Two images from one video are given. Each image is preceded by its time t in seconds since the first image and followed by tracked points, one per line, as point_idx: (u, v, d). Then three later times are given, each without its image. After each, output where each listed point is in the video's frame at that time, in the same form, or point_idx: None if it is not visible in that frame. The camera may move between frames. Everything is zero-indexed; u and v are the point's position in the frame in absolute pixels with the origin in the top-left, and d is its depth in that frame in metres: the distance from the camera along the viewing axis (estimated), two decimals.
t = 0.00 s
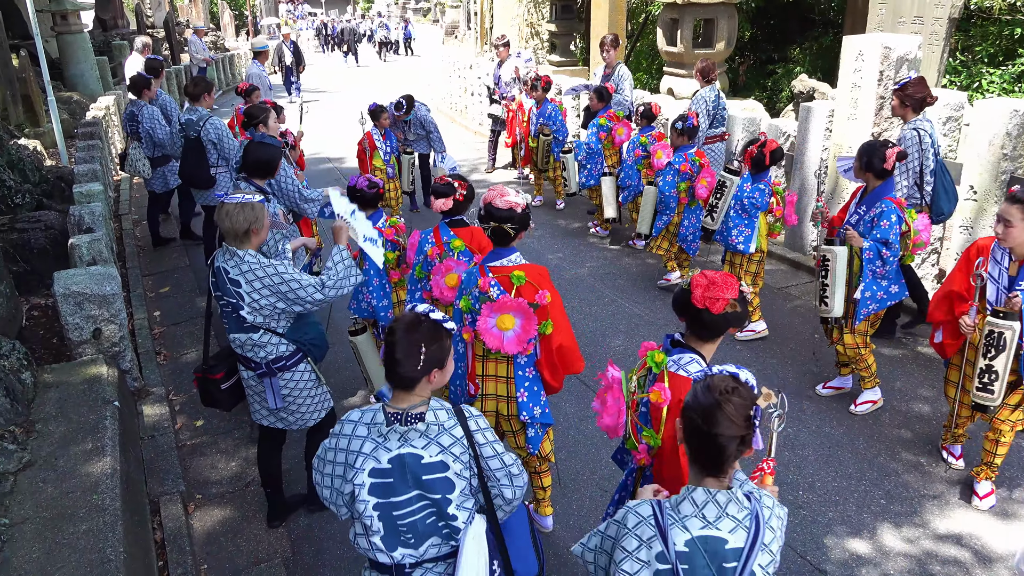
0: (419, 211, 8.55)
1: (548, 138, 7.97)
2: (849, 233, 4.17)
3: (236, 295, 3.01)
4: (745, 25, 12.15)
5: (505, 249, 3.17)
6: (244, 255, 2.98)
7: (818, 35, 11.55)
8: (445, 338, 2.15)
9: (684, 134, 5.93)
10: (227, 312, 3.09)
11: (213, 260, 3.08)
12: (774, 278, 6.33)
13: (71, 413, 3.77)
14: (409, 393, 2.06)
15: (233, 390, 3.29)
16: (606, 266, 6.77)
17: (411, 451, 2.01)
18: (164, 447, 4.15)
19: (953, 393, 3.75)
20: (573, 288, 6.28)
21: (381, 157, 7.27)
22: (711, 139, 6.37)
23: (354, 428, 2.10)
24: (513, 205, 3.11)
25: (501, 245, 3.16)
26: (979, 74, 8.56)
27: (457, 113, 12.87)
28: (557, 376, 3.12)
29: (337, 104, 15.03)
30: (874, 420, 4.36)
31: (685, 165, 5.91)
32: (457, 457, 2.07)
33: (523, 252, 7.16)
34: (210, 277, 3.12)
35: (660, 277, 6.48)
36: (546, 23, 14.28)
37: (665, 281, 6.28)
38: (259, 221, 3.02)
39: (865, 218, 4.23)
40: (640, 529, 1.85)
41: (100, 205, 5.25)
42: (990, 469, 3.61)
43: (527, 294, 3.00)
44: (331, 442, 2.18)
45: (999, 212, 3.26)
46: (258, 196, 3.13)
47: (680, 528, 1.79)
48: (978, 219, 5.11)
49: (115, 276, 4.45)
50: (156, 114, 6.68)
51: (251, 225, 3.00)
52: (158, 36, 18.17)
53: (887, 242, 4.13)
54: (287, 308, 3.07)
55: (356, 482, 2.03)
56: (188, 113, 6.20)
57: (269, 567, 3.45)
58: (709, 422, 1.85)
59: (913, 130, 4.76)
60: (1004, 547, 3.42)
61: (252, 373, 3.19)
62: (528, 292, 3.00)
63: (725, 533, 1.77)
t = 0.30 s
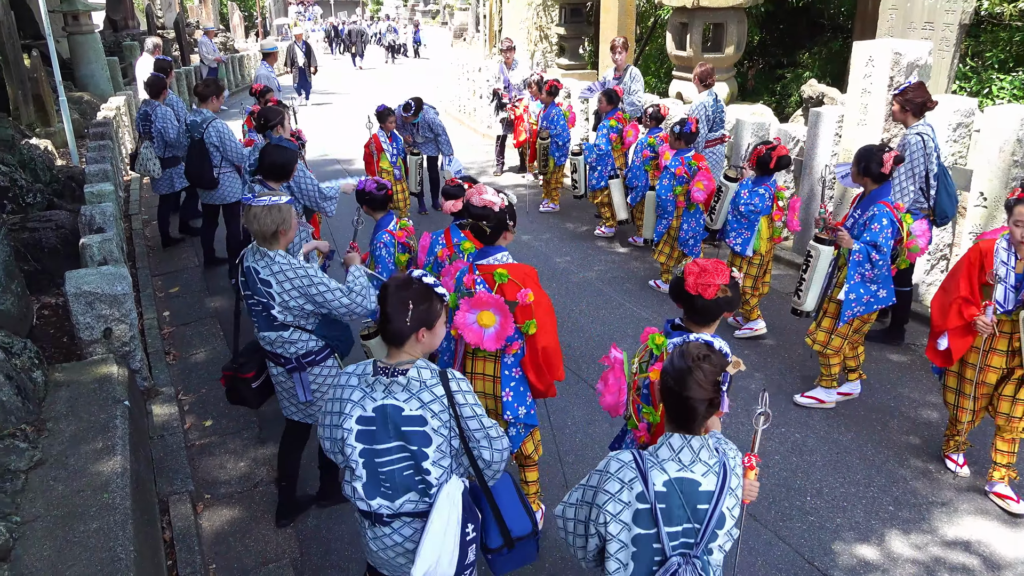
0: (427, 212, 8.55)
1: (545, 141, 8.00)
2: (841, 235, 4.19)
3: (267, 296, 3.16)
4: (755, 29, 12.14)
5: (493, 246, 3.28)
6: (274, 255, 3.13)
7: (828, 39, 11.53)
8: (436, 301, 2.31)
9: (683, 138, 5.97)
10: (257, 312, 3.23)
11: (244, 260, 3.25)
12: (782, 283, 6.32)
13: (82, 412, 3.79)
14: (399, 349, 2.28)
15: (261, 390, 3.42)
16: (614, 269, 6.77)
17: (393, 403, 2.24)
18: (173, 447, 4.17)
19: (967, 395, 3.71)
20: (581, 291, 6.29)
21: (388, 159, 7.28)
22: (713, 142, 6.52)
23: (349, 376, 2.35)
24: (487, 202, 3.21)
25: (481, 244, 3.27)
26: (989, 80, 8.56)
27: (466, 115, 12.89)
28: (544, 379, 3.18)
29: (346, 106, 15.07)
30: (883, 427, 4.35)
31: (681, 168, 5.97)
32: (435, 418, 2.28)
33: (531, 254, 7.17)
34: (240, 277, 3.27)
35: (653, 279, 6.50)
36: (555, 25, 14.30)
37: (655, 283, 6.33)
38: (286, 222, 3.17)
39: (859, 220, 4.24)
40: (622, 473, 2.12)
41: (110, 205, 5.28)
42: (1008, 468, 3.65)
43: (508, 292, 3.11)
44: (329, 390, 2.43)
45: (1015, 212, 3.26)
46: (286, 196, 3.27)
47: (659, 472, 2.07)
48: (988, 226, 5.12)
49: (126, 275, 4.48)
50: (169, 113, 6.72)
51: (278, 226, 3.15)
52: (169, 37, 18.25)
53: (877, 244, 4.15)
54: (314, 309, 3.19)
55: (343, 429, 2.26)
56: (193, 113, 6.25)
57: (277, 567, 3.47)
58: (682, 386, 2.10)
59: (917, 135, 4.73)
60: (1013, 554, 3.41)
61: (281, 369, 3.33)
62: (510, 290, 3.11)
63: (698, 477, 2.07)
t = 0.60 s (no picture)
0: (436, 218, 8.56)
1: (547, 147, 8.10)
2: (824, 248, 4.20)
3: (287, 300, 3.28)
4: (763, 37, 12.16)
5: (501, 253, 3.31)
6: (297, 261, 3.24)
7: (836, 48, 11.56)
8: (419, 283, 2.58)
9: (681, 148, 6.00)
10: (280, 314, 3.39)
11: (268, 263, 3.36)
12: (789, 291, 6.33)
13: (92, 414, 3.81)
14: (379, 322, 2.53)
15: (298, 387, 3.82)
16: (621, 275, 6.79)
17: (361, 372, 2.49)
18: (182, 450, 4.18)
19: (983, 402, 3.68)
20: (589, 297, 6.30)
21: (397, 164, 7.30)
22: (715, 149, 6.66)
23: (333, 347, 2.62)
24: (494, 207, 3.26)
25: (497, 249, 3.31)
26: (998, 89, 8.59)
27: (473, 121, 12.93)
28: (541, 392, 3.14)
29: (355, 111, 15.14)
30: (891, 435, 4.34)
31: (680, 176, 6.11)
32: (393, 394, 2.46)
33: (538, 260, 7.19)
34: (263, 278, 3.39)
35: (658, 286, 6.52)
36: (564, 32, 14.35)
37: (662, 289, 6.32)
38: (307, 225, 3.29)
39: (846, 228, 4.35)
40: (632, 439, 2.25)
41: (121, 209, 5.32)
42: None
43: (505, 301, 3.10)
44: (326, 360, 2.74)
45: None
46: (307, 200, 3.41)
47: (666, 439, 2.20)
48: (997, 234, 5.12)
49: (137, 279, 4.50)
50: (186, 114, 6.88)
51: (301, 229, 3.27)
52: (179, 42, 18.35)
53: (858, 254, 4.21)
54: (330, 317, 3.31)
55: (319, 392, 2.54)
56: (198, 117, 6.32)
57: (285, 570, 3.47)
58: (700, 356, 2.26)
59: (922, 140, 4.74)
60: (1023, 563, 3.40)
61: (303, 369, 3.55)
62: (505, 298, 3.11)
63: (702, 447, 2.19)
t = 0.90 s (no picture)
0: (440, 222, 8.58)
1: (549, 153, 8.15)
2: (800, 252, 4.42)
3: (291, 299, 3.41)
4: (768, 44, 12.19)
5: (510, 262, 3.32)
6: (299, 263, 3.35)
7: (841, 55, 11.58)
8: (418, 277, 2.58)
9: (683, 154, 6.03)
10: (285, 310, 3.53)
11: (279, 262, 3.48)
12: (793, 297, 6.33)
13: (98, 418, 3.81)
14: (375, 311, 2.55)
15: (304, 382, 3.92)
16: (626, 281, 6.80)
17: (351, 357, 2.55)
18: (187, 454, 4.19)
19: (1007, 411, 3.62)
20: (593, 303, 6.31)
21: (402, 168, 7.34)
22: (716, 154, 6.64)
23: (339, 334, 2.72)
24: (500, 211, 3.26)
25: (506, 257, 3.33)
26: (1003, 96, 8.61)
27: (478, 127, 12.98)
28: (532, 403, 3.17)
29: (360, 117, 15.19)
30: (896, 442, 4.33)
31: (682, 180, 6.11)
32: (376, 380, 2.49)
33: (543, 266, 7.21)
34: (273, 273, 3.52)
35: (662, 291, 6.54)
36: (569, 39, 14.40)
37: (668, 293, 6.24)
38: (316, 226, 3.38)
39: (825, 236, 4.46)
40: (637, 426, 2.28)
41: (128, 214, 5.34)
42: None
43: (503, 308, 3.15)
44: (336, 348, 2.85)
45: None
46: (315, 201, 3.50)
47: (670, 428, 2.21)
48: (1003, 242, 5.13)
49: (143, 283, 4.52)
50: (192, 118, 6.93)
51: (308, 230, 3.37)
52: (185, 48, 18.44)
53: (833, 260, 4.32)
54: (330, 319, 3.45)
55: (315, 372, 2.63)
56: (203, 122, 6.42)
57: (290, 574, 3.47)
58: (711, 347, 2.28)
59: (924, 144, 4.80)
60: None
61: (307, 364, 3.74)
62: (505, 306, 3.15)
63: (705, 439, 2.20)
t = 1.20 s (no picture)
0: (439, 222, 8.54)
1: (548, 155, 8.16)
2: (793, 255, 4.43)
3: (278, 289, 3.49)
4: (768, 47, 12.22)
5: (502, 261, 3.31)
6: (288, 255, 3.40)
7: (840, 59, 11.62)
8: (425, 278, 2.58)
9: (682, 151, 6.02)
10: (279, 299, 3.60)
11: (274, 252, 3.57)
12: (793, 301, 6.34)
13: (96, 416, 3.80)
14: (380, 311, 2.55)
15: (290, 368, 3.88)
16: (624, 282, 6.82)
17: (352, 354, 2.56)
18: (185, 453, 4.18)
19: (1011, 416, 3.65)
20: (592, 304, 6.32)
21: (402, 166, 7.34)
22: (715, 154, 6.66)
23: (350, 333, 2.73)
24: (492, 208, 3.30)
25: (499, 255, 3.32)
26: (1003, 101, 8.65)
27: (478, 128, 12.98)
28: (521, 403, 3.18)
29: (360, 118, 15.21)
30: (894, 446, 4.34)
31: (682, 179, 6.13)
32: (372, 379, 2.50)
33: (542, 267, 7.21)
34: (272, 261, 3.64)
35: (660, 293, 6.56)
36: (569, 41, 14.43)
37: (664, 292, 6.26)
38: (303, 222, 3.40)
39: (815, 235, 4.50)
40: (635, 424, 2.27)
41: (127, 212, 5.34)
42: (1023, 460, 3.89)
43: (491, 306, 3.18)
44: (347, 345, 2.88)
45: None
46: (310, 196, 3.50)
47: (667, 428, 2.20)
48: (1001, 247, 5.11)
49: (142, 281, 4.51)
50: (190, 116, 6.93)
51: (296, 225, 3.40)
52: (185, 47, 18.42)
53: (826, 263, 4.33)
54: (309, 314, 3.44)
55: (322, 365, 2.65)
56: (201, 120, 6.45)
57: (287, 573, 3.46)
58: (713, 348, 2.29)
59: (915, 144, 4.86)
60: None
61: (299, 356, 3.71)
62: (493, 304, 3.18)
63: (702, 440, 2.17)
